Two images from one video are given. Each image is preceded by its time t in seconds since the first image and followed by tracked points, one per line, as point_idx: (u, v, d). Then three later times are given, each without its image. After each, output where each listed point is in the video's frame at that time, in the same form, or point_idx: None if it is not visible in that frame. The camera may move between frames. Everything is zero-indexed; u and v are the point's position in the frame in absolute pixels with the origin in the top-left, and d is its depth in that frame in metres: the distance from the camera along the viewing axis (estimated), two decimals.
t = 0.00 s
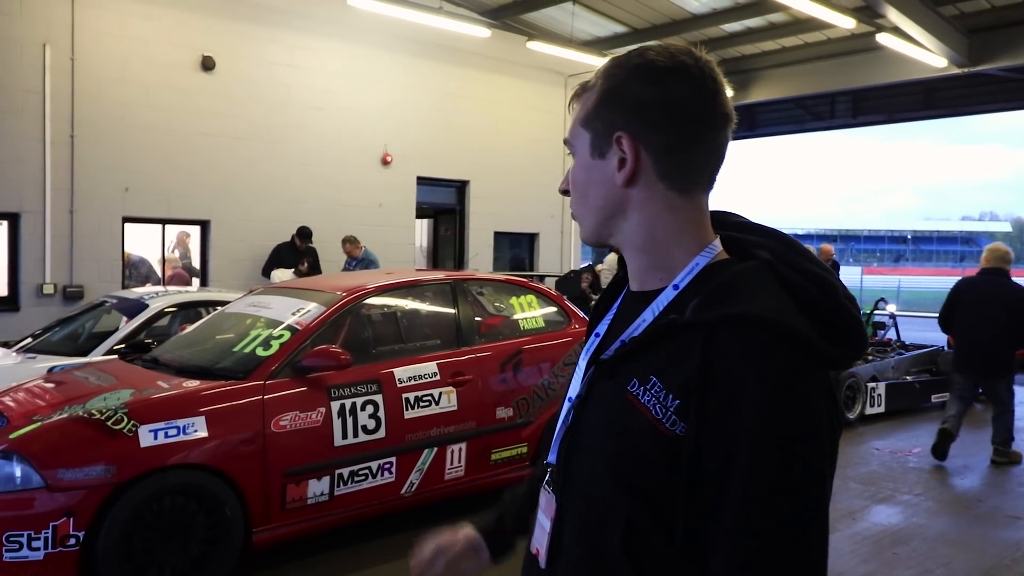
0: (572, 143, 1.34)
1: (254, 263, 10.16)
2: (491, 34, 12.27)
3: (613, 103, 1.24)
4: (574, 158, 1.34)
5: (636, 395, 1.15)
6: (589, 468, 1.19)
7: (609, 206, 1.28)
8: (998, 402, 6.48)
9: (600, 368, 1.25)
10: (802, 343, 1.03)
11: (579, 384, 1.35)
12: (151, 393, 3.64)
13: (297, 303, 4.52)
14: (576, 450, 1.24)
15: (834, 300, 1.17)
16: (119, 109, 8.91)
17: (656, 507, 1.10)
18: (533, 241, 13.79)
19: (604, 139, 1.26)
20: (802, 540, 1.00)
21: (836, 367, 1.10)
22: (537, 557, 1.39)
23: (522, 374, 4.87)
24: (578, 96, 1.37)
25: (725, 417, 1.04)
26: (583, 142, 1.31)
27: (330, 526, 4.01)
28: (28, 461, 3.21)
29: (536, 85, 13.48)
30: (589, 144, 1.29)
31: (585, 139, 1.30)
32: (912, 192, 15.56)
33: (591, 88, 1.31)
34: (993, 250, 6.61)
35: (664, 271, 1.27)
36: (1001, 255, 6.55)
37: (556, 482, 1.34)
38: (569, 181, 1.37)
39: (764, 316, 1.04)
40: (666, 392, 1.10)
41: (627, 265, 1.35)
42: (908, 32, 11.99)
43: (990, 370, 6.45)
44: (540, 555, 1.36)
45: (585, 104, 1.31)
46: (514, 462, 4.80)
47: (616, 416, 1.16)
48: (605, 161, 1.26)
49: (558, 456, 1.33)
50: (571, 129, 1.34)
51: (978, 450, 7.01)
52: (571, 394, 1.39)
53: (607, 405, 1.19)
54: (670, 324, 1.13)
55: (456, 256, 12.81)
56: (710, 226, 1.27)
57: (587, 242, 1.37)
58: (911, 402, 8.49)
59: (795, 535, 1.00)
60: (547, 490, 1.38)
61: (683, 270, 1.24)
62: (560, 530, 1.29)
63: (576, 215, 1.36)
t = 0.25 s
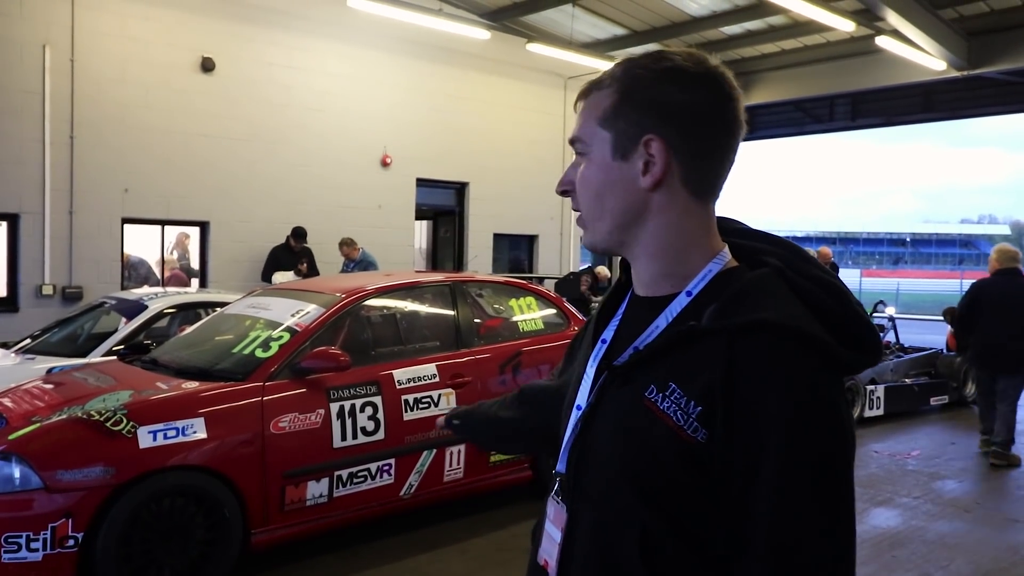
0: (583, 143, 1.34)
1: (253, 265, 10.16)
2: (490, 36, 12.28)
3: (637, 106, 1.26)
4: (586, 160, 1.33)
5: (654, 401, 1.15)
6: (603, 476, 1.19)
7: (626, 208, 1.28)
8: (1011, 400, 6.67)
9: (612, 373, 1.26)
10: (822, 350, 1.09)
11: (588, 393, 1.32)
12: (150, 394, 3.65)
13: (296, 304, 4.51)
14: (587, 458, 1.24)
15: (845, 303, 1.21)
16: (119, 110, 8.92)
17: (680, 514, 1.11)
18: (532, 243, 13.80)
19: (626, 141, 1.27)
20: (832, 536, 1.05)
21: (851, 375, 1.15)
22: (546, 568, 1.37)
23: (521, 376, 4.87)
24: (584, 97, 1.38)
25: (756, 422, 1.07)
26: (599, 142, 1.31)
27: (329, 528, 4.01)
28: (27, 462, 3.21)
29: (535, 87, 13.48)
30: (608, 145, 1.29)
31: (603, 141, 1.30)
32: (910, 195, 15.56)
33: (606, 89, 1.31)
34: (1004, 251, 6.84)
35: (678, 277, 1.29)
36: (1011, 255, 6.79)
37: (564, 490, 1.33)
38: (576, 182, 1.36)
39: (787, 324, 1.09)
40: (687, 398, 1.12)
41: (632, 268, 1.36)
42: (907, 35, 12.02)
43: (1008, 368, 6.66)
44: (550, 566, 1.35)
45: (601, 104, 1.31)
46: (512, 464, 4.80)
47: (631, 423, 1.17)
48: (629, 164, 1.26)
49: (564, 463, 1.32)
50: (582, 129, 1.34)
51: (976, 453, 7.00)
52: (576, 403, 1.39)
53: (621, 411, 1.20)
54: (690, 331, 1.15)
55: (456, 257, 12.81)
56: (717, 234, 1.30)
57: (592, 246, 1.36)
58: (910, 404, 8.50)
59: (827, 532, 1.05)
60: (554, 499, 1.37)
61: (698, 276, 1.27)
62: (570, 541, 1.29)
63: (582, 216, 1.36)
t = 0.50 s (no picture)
0: (622, 129, 1.33)
1: (252, 266, 10.15)
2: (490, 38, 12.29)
3: (689, 103, 1.31)
4: (627, 148, 1.32)
5: (667, 406, 1.18)
6: (618, 483, 1.21)
7: (667, 200, 1.31)
8: None
9: (618, 380, 1.28)
10: (831, 351, 1.14)
11: (589, 401, 1.35)
12: (149, 395, 3.64)
13: (296, 305, 4.51)
14: (601, 466, 1.25)
15: (842, 307, 1.25)
16: (118, 110, 8.91)
17: (702, 518, 1.13)
18: (531, 244, 13.80)
19: (679, 135, 1.31)
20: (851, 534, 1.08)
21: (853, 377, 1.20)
22: None
23: (520, 378, 4.87)
24: (613, 85, 1.37)
25: (768, 420, 1.11)
26: (647, 130, 1.31)
27: (326, 530, 4.00)
28: (25, 463, 3.21)
29: (535, 89, 13.50)
30: (658, 135, 1.31)
31: (653, 133, 1.31)
32: (909, 198, 15.59)
33: (650, 80, 1.33)
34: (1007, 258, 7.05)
35: (695, 273, 1.34)
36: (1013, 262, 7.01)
37: (570, 502, 1.31)
38: (607, 168, 1.34)
39: (802, 327, 1.13)
40: (702, 402, 1.15)
41: (638, 263, 1.37)
42: (906, 38, 12.04)
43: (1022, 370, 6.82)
44: None
45: (648, 93, 1.32)
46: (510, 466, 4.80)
47: (643, 429, 1.20)
48: (683, 159, 1.31)
49: (571, 475, 1.32)
50: (620, 116, 1.33)
51: (976, 456, 7.00)
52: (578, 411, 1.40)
53: (631, 418, 1.22)
54: (704, 336, 1.18)
55: (455, 259, 12.81)
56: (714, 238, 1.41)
57: (612, 236, 1.34)
58: (908, 407, 8.50)
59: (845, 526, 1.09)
60: (556, 512, 1.34)
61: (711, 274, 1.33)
62: (580, 554, 1.27)
63: (608, 203, 1.34)
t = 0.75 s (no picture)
0: (606, 123, 1.33)
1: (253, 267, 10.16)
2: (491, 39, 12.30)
3: (668, 102, 1.34)
4: (611, 141, 1.32)
5: (668, 405, 1.21)
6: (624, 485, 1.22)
7: (649, 194, 1.31)
8: None
9: (611, 382, 1.27)
10: (806, 339, 1.27)
11: (577, 405, 1.33)
12: (150, 397, 3.64)
13: (296, 307, 4.51)
14: (603, 471, 1.25)
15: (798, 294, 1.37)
16: (119, 112, 8.92)
17: (707, 511, 1.19)
18: (532, 246, 13.80)
19: (660, 133, 1.33)
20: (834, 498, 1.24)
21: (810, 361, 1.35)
22: None
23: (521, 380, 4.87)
24: (591, 81, 1.38)
25: (767, 413, 1.20)
26: (631, 125, 1.32)
27: (326, 533, 4.00)
28: (26, 464, 3.21)
29: (535, 90, 13.51)
30: (641, 130, 1.32)
31: (636, 128, 1.32)
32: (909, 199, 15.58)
33: (632, 77, 1.35)
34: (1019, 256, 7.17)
35: (669, 269, 1.35)
36: None
37: (565, 511, 1.28)
38: (591, 160, 1.32)
39: (787, 318, 1.24)
40: (705, 398, 1.20)
41: (613, 259, 1.37)
42: (907, 39, 12.05)
43: None
44: None
45: (629, 90, 1.34)
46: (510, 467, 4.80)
47: (646, 430, 1.21)
48: (663, 155, 1.33)
49: (564, 483, 1.29)
50: (603, 110, 1.33)
51: (977, 457, 7.00)
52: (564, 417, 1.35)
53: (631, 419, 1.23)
54: (699, 333, 1.23)
55: (455, 260, 12.81)
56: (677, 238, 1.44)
57: (594, 231, 1.32)
58: (909, 408, 8.50)
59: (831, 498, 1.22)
60: (549, 522, 1.30)
61: (683, 271, 1.35)
62: (582, 563, 1.25)
63: (591, 196, 1.32)
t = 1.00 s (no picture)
0: (573, 118, 1.32)
1: (263, 268, 10.19)
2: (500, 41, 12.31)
3: (627, 101, 1.36)
4: (578, 136, 1.31)
5: (655, 394, 1.22)
6: (618, 480, 1.21)
7: (614, 190, 1.32)
8: None
9: (597, 376, 1.25)
10: (760, 321, 1.35)
11: (560, 403, 1.29)
12: (161, 397, 3.66)
13: (307, 308, 4.52)
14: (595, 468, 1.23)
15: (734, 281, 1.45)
16: (131, 114, 8.97)
17: (694, 494, 1.22)
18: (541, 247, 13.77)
19: (622, 130, 1.34)
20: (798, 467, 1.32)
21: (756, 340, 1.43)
22: None
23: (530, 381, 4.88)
24: (552, 77, 1.36)
25: (743, 397, 1.24)
26: (596, 121, 1.32)
27: (335, 534, 4.01)
28: (39, 463, 3.23)
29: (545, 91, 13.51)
30: (606, 126, 1.32)
31: (601, 123, 1.32)
32: (922, 200, 15.47)
33: (593, 74, 1.35)
34: None
35: (628, 265, 1.36)
36: None
37: (558, 513, 1.24)
38: (560, 155, 1.30)
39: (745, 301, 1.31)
40: (689, 383, 1.23)
41: (576, 256, 1.35)
42: (919, 39, 11.98)
43: None
44: None
45: (592, 87, 1.34)
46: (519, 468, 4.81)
47: (638, 423, 1.21)
48: (624, 150, 1.34)
49: (554, 484, 1.25)
50: (569, 105, 1.32)
51: (991, 460, 6.95)
52: (553, 414, 1.29)
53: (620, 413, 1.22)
54: (678, 322, 1.26)
55: (465, 261, 12.81)
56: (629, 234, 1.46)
57: (563, 225, 1.31)
58: (922, 411, 8.44)
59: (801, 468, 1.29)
60: (541, 526, 1.25)
61: (640, 268, 1.37)
62: (582, 565, 1.22)
63: (562, 190, 1.30)
